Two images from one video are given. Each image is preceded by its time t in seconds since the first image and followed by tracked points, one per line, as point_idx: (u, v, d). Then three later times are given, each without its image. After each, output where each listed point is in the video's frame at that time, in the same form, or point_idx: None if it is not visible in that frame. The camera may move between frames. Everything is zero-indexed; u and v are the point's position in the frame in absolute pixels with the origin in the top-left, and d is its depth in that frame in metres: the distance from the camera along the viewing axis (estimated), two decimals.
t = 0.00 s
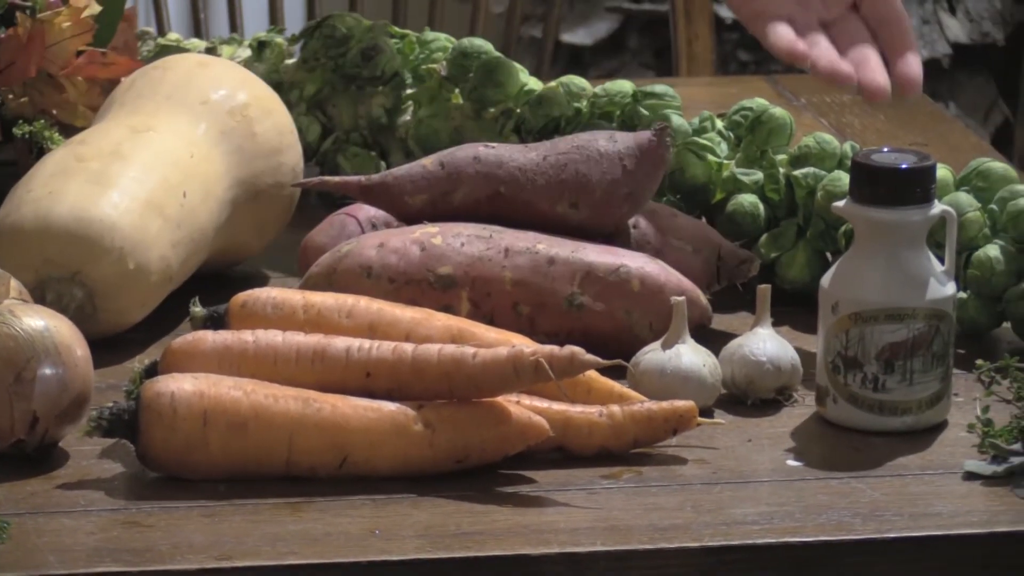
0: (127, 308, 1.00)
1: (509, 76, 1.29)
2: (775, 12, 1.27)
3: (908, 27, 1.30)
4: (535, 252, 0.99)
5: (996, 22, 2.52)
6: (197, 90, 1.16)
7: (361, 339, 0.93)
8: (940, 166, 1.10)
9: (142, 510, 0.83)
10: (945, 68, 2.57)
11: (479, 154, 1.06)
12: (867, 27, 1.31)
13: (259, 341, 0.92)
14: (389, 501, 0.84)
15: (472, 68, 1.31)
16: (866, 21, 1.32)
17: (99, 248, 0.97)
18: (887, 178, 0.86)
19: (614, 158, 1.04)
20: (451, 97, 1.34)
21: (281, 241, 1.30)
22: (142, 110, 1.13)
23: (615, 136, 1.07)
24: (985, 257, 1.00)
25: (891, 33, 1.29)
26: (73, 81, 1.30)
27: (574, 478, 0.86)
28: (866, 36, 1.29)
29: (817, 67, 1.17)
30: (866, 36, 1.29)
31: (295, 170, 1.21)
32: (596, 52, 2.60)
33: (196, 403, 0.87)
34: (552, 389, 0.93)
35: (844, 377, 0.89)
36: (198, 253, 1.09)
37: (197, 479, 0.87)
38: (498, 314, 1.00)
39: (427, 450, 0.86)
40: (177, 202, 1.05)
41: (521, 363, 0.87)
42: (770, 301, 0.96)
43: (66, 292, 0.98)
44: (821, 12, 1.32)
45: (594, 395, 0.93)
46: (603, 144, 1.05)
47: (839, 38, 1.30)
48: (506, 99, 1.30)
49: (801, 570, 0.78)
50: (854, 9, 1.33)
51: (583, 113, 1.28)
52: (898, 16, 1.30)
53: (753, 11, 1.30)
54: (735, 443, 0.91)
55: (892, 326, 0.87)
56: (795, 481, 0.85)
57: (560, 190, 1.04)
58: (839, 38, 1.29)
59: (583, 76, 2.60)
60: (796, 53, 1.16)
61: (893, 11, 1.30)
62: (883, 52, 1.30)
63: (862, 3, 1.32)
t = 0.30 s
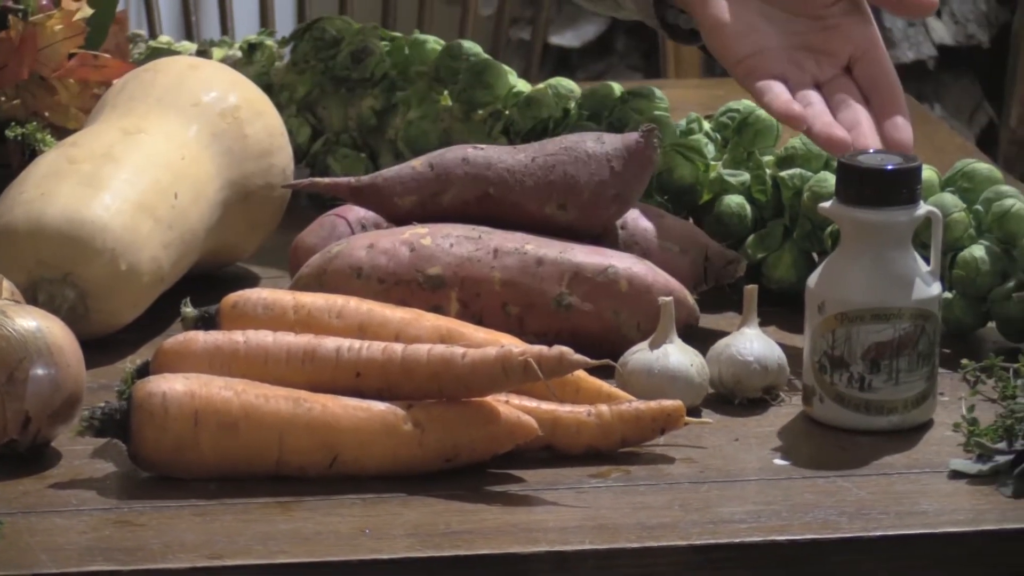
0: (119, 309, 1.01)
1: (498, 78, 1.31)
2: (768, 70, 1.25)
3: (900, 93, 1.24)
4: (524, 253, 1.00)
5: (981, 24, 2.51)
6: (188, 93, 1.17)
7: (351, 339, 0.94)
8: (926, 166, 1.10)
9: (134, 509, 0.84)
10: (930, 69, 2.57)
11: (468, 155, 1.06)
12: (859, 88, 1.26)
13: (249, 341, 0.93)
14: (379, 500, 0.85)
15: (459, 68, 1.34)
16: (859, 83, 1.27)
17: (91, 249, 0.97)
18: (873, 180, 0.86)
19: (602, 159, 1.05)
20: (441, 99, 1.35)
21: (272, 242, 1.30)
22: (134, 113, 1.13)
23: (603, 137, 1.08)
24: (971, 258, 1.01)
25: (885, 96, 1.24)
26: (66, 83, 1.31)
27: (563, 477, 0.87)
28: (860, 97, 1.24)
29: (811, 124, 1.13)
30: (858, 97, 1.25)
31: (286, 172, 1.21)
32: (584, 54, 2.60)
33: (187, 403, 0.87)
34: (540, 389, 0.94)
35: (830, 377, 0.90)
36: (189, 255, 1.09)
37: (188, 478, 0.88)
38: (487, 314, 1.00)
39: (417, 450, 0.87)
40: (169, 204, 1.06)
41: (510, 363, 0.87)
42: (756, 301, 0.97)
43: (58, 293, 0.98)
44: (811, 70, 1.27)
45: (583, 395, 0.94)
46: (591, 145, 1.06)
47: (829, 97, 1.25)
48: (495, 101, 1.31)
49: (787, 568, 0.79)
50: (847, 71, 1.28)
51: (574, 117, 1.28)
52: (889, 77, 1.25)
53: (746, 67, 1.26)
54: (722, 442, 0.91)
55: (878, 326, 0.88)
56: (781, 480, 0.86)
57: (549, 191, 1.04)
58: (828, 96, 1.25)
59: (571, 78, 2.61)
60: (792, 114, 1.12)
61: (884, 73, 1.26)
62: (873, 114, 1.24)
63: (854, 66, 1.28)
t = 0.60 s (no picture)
0: (113, 306, 1.02)
1: (490, 77, 1.32)
2: (753, 100, 1.22)
3: (883, 125, 1.20)
4: (515, 251, 1.01)
5: (969, 23, 2.54)
6: (182, 92, 1.18)
7: (343, 336, 0.95)
8: (913, 164, 1.11)
9: (128, 505, 0.84)
10: (918, 67, 2.58)
11: (459, 154, 1.07)
12: (844, 116, 1.22)
13: (242, 338, 0.94)
14: (371, 496, 0.85)
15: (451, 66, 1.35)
16: (844, 112, 1.23)
17: (86, 247, 0.98)
18: (860, 176, 0.86)
19: (593, 158, 1.06)
20: (432, 99, 1.36)
21: (264, 240, 1.31)
22: (127, 112, 1.14)
23: (593, 136, 1.09)
24: (958, 255, 1.01)
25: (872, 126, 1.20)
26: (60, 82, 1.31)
27: (553, 473, 0.88)
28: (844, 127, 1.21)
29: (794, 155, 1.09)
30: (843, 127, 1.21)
31: (278, 171, 1.22)
32: (574, 53, 2.61)
33: (180, 400, 0.88)
34: (531, 386, 0.94)
35: (818, 373, 0.91)
36: (182, 253, 1.10)
37: (181, 474, 0.88)
38: (478, 311, 1.01)
39: (409, 446, 0.87)
40: (161, 203, 1.06)
41: (500, 359, 0.88)
42: (744, 299, 0.97)
43: (52, 290, 0.99)
44: (797, 99, 1.24)
45: (573, 391, 0.95)
46: (581, 143, 1.07)
47: (812, 128, 1.21)
48: (487, 100, 1.32)
49: (777, 564, 0.79)
50: (834, 99, 1.24)
51: (562, 115, 1.29)
52: (874, 108, 1.21)
53: (730, 97, 1.24)
54: (711, 438, 0.92)
55: (866, 323, 0.89)
56: (770, 476, 0.86)
57: (540, 189, 1.05)
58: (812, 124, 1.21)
59: (561, 77, 2.61)
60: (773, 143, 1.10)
61: (870, 102, 1.21)
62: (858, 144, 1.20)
63: (840, 94, 1.24)
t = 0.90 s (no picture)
0: (103, 305, 1.02)
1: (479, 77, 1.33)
2: (738, 116, 1.23)
3: (868, 138, 1.21)
4: (503, 250, 1.02)
5: (954, 22, 2.53)
6: (172, 92, 1.18)
7: (332, 334, 0.95)
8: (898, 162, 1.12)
9: (118, 501, 0.85)
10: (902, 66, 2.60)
11: (447, 153, 1.08)
12: (828, 130, 1.24)
13: (232, 336, 0.94)
14: (360, 493, 0.86)
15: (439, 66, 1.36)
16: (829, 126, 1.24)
17: (76, 245, 0.99)
18: (846, 176, 0.87)
19: (580, 156, 1.07)
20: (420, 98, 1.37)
21: (255, 239, 1.32)
22: (119, 112, 1.15)
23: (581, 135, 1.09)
24: (943, 253, 1.02)
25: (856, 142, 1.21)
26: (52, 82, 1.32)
27: (541, 470, 0.89)
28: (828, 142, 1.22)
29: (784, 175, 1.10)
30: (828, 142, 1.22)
31: (267, 170, 1.23)
32: (561, 53, 2.62)
33: (170, 398, 0.88)
34: (518, 383, 0.95)
35: (804, 370, 0.91)
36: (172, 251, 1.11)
37: (170, 471, 0.89)
38: (466, 310, 1.02)
39: (397, 443, 0.88)
40: (152, 202, 1.07)
41: (488, 357, 0.89)
42: (730, 297, 0.98)
43: (43, 289, 0.99)
44: (781, 114, 1.25)
45: (559, 388, 0.96)
46: (569, 141, 1.08)
47: (800, 141, 1.22)
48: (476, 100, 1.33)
49: (764, 560, 0.80)
50: (818, 113, 1.25)
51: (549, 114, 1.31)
52: (857, 124, 1.22)
53: (716, 113, 1.25)
54: (697, 435, 0.93)
55: (850, 320, 0.89)
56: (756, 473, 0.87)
57: (527, 188, 1.06)
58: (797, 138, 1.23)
59: (549, 76, 2.62)
60: (763, 164, 1.10)
61: (854, 119, 1.23)
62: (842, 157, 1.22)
63: (824, 108, 1.25)
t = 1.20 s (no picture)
0: (97, 304, 1.03)
1: (470, 78, 1.33)
2: (724, 112, 1.24)
3: (853, 130, 1.22)
4: (495, 248, 1.02)
5: (940, 23, 2.54)
6: (166, 92, 1.19)
7: (325, 333, 0.96)
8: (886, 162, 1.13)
9: (112, 499, 0.85)
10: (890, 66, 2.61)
11: (438, 152, 1.09)
12: (814, 123, 1.24)
13: (225, 334, 0.95)
14: (353, 490, 0.87)
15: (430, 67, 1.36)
16: (815, 119, 1.25)
17: (70, 244, 0.99)
18: (833, 174, 0.88)
19: (571, 156, 1.08)
20: (411, 97, 1.38)
21: (248, 238, 1.32)
22: (113, 112, 1.15)
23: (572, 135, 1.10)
24: (932, 251, 1.03)
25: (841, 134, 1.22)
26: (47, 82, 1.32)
27: (532, 467, 0.89)
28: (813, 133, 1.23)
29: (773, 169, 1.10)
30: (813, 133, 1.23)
31: (260, 169, 1.24)
32: (552, 53, 2.62)
33: (164, 396, 0.89)
34: (509, 381, 0.96)
35: (793, 368, 0.92)
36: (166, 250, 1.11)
37: (164, 468, 0.90)
38: (458, 308, 1.03)
39: (389, 441, 0.89)
40: (146, 201, 1.08)
41: (479, 355, 0.89)
42: (720, 295, 0.99)
43: (37, 287, 1.00)
44: (767, 108, 1.25)
45: (550, 386, 0.97)
46: (560, 141, 1.09)
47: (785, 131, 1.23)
48: (467, 100, 1.34)
49: (754, 557, 0.80)
50: (804, 106, 1.26)
51: (540, 114, 1.32)
52: (841, 116, 1.23)
53: (702, 109, 1.26)
54: (687, 432, 0.94)
55: (839, 318, 0.90)
56: (746, 470, 0.88)
57: (518, 187, 1.07)
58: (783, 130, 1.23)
59: (540, 76, 2.63)
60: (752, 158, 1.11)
61: (838, 111, 1.23)
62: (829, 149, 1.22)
63: (809, 102, 1.26)
